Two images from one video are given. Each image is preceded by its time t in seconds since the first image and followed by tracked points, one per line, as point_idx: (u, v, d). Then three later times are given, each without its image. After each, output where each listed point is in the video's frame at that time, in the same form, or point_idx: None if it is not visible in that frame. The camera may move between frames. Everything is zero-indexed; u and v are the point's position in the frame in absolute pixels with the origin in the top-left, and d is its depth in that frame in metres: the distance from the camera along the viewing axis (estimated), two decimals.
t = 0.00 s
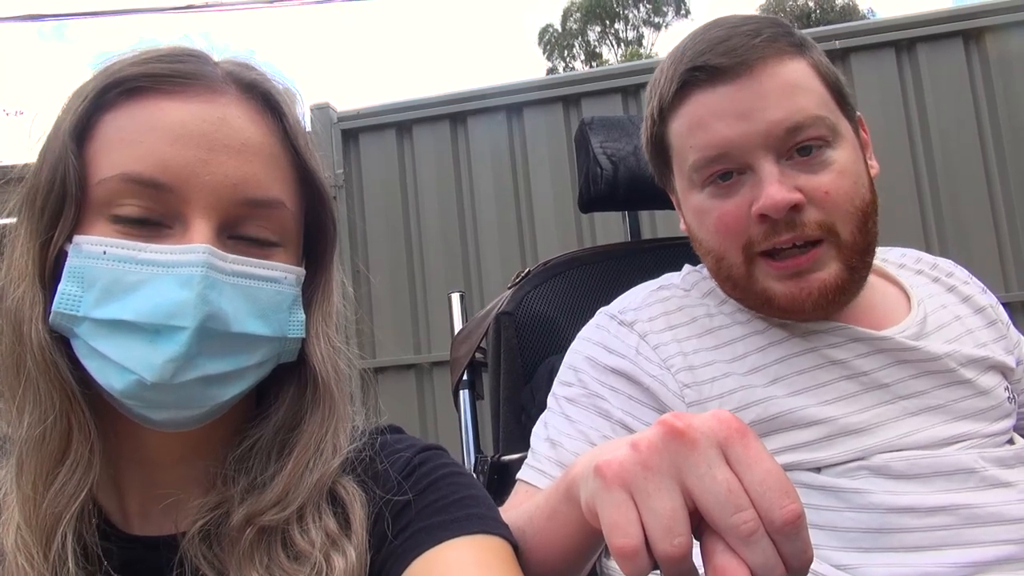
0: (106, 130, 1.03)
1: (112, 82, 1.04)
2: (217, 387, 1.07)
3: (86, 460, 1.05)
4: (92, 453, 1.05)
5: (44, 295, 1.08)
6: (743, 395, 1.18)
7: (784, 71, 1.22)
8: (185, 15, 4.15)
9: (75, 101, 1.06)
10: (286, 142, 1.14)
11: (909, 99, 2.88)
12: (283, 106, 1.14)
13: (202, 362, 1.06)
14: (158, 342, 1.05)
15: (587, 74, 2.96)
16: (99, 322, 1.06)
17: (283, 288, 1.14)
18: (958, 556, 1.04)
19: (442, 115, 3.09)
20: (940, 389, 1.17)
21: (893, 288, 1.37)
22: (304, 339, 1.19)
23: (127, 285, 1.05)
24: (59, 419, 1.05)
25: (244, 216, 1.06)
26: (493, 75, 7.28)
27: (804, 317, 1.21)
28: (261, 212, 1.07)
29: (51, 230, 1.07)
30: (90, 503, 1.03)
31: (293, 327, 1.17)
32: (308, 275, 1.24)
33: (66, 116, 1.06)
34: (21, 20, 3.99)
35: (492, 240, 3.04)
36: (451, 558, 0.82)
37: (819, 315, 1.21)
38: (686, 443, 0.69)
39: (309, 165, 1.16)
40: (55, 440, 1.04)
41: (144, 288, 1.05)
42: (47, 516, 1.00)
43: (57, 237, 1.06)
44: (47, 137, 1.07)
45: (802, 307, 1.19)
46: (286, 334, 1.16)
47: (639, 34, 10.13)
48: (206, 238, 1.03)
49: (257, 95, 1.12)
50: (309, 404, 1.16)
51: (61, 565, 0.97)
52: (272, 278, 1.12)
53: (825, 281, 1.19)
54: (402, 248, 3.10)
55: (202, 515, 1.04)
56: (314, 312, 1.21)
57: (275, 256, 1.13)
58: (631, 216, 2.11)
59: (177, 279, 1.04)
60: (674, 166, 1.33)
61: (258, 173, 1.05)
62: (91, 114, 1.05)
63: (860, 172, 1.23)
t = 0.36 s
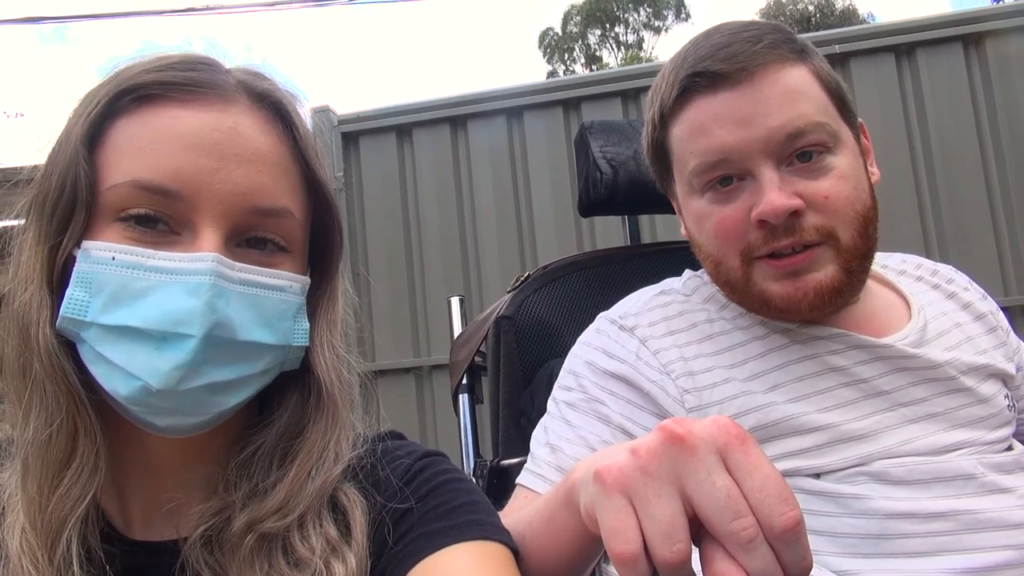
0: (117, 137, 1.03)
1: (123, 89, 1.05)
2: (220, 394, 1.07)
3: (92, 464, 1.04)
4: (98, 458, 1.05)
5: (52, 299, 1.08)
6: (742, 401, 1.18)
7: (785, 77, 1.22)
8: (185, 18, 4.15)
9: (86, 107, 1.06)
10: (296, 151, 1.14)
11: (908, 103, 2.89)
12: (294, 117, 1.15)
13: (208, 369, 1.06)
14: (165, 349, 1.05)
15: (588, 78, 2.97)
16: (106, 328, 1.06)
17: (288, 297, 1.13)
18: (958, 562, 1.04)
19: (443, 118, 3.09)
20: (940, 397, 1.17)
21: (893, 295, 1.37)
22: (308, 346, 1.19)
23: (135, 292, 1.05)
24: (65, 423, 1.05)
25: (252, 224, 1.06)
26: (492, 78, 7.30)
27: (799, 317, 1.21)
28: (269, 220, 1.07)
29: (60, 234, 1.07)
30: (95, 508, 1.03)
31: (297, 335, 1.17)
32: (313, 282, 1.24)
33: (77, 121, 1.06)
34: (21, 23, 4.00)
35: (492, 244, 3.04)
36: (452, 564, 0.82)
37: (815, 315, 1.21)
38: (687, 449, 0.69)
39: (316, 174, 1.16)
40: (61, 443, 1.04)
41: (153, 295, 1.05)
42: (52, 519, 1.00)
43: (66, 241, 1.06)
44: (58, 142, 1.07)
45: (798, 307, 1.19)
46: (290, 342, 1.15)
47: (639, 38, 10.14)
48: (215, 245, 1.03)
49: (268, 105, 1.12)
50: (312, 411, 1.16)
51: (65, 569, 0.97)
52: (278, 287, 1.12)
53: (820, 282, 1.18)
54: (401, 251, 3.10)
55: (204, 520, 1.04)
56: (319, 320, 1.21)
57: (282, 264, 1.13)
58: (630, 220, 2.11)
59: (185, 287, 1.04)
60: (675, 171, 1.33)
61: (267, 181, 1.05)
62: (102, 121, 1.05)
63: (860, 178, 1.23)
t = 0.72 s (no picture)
0: (126, 137, 1.03)
1: (134, 89, 1.05)
2: (225, 394, 1.07)
3: (97, 463, 1.04)
4: (103, 456, 1.05)
5: (59, 297, 1.08)
6: (742, 401, 1.18)
7: (784, 77, 1.22)
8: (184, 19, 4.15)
9: (95, 107, 1.06)
10: (303, 154, 1.14)
11: (906, 104, 2.89)
12: (303, 121, 1.14)
13: (213, 369, 1.06)
14: (171, 348, 1.05)
15: (587, 79, 2.96)
16: (111, 326, 1.06)
17: (293, 298, 1.13)
18: (958, 563, 1.04)
19: (443, 120, 3.09)
20: (941, 396, 1.17)
21: (893, 295, 1.37)
22: (312, 348, 1.19)
23: (141, 290, 1.05)
24: (71, 421, 1.05)
25: (258, 225, 1.06)
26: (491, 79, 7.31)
27: (799, 316, 1.21)
28: (276, 221, 1.07)
29: (67, 233, 1.06)
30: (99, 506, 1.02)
31: (301, 337, 1.16)
32: (317, 284, 1.24)
33: (86, 120, 1.06)
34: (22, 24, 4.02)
35: (492, 245, 3.04)
36: (454, 566, 0.82)
37: (815, 316, 1.21)
38: (688, 449, 0.69)
39: (323, 177, 1.16)
40: (67, 441, 1.04)
41: (159, 294, 1.05)
42: (58, 517, 1.00)
43: (73, 240, 1.06)
44: (67, 140, 1.07)
45: (796, 308, 1.19)
46: (294, 344, 1.15)
47: (638, 39, 10.13)
48: (222, 245, 1.03)
49: (277, 108, 1.12)
50: (315, 414, 1.15)
51: (71, 568, 0.97)
52: (283, 288, 1.12)
53: (820, 282, 1.18)
54: (401, 252, 3.09)
55: (206, 522, 1.04)
56: (323, 323, 1.21)
57: (287, 266, 1.13)
58: (630, 221, 2.10)
59: (192, 286, 1.04)
60: (674, 171, 1.33)
61: (274, 184, 1.05)
62: (111, 120, 1.05)
63: (859, 178, 1.23)
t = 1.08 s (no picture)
0: (126, 138, 1.03)
1: (134, 90, 1.05)
2: (224, 395, 1.07)
3: (97, 463, 1.04)
4: (103, 456, 1.05)
5: (59, 298, 1.08)
6: (740, 400, 1.18)
7: (779, 74, 1.22)
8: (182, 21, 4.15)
9: (95, 108, 1.06)
10: (303, 155, 1.14)
11: (904, 104, 2.89)
12: (302, 121, 1.14)
13: (211, 369, 1.06)
14: (170, 348, 1.05)
15: (585, 80, 2.97)
16: (111, 326, 1.06)
17: (293, 299, 1.13)
18: (957, 560, 1.04)
19: (441, 121, 3.10)
20: (939, 393, 1.17)
21: (889, 292, 1.37)
22: (311, 349, 1.19)
23: (140, 291, 1.05)
24: (71, 421, 1.05)
25: (257, 226, 1.06)
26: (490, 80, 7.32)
27: (798, 314, 1.21)
28: (275, 222, 1.07)
29: (67, 234, 1.07)
30: (100, 506, 1.02)
31: (301, 338, 1.17)
32: (318, 284, 1.24)
33: (86, 122, 1.06)
34: (21, 27, 4.03)
35: (490, 245, 3.04)
36: (453, 568, 0.82)
37: (813, 313, 1.21)
38: (685, 448, 0.69)
39: (322, 178, 1.16)
40: (67, 442, 1.04)
41: (158, 294, 1.05)
42: (58, 518, 1.00)
43: (73, 241, 1.06)
44: (67, 142, 1.07)
45: (795, 304, 1.19)
46: (294, 344, 1.15)
47: (637, 39, 10.13)
48: (221, 246, 1.03)
49: (276, 109, 1.12)
50: (315, 415, 1.15)
51: (71, 569, 0.97)
52: (283, 288, 1.12)
53: (817, 279, 1.18)
54: (399, 252, 3.10)
55: (206, 525, 1.04)
56: (323, 323, 1.21)
57: (286, 267, 1.13)
58: (628, 221, 2.11)
59: (190, 286, 1.04)
60: (671, 168, 1.33)
61: (274, 184, 1.05)
62: (111, 121, 1.05)
63: (854, 175, 1.23)
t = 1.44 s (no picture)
0: (125, 142, 1.03)
1: (134, 94, 1.05)
2: (223, 398, 1.07)
3: (97, 465, 1.05)
4: (103, 459, 1.05)
5: (58, 301, 1.08)
6: (738, 401, 1.18)
7: (770, 74, 1.23)
8: (181, 22, 4.15)
9: (95, 112, 1.07)
10: (303, 158, 1.14)
11: (903, 104, 2.90)
12: (301, 124, 1.15)
13: (210, 373, 1.05)
14: (170, 352, 1.05)
15: (583, 81, 2.97)
16: (111, 330, 1.06)
17: (293, 302, 1.14)
18: (956, 561, 1.04)
19: (440, 122, 3.10)
20: (937, 394, 1.17)
21: (887, 293, 1.38)
22: (310, 352, 1.19)
23: (140, 294, 1.05)
24: (71, 424, 1.05)
25: (257, 229, 1.06)
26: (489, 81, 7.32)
27: (797, 315, 1.21)
28: (274, 226, 1.07)
29: (67, 237, 1.07)
30: (100, 509, 1.02)
31: (301, 340, 1.17)
32: (318, 288, 1.24)
33: (86, 126, 1.06)
34: (20, 28, 4.04)
35: (490, 246, 3.04)
36: (452, 568, 0.82)
37: (812, 313, 1.21)
38: (683, 449, 0.69)
39: (322, 180, 1.16)
40: (67, 445, 1.04)
41: (158, 299, 1.05)
42: (58, 520, 1.00)
43: (73, 244, 1.06)
44: (67, 145, 1.08)
45: (795, 304, 1.19)
46: (293, 347, 1.15)
47: (636, 40, 10.10)
48: (221, 250, 1.04)
49: (277, 112, 1.12)
50: (315, 417, 1.15)
51: (71, 571, 0.97)
52: (283, 291, 1.12)
53: (816, 277, 1.19)
54: (398, 253, 3.10)
55: (205, 525, 1.04)
56: (323, 325, 1.21)
57: (287, 270, 1.13)
58: (626, 222, 2.11)
59: (190, 291, 1.04)
60: (665, 170, 1.33)
61: (274, 187, 1.05)
62: (111, 125, 1.05)
63: (849, 173, 1.23)
